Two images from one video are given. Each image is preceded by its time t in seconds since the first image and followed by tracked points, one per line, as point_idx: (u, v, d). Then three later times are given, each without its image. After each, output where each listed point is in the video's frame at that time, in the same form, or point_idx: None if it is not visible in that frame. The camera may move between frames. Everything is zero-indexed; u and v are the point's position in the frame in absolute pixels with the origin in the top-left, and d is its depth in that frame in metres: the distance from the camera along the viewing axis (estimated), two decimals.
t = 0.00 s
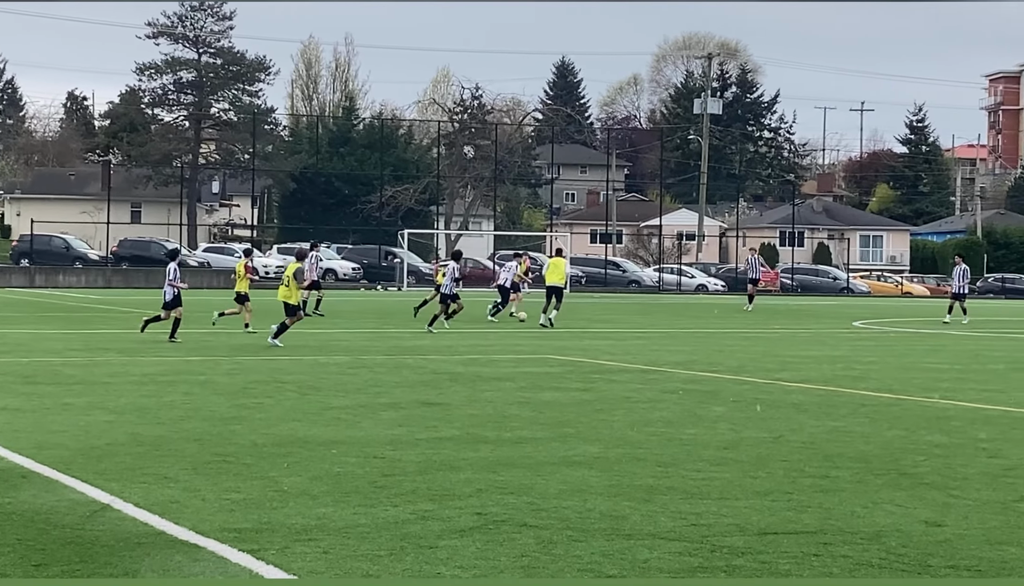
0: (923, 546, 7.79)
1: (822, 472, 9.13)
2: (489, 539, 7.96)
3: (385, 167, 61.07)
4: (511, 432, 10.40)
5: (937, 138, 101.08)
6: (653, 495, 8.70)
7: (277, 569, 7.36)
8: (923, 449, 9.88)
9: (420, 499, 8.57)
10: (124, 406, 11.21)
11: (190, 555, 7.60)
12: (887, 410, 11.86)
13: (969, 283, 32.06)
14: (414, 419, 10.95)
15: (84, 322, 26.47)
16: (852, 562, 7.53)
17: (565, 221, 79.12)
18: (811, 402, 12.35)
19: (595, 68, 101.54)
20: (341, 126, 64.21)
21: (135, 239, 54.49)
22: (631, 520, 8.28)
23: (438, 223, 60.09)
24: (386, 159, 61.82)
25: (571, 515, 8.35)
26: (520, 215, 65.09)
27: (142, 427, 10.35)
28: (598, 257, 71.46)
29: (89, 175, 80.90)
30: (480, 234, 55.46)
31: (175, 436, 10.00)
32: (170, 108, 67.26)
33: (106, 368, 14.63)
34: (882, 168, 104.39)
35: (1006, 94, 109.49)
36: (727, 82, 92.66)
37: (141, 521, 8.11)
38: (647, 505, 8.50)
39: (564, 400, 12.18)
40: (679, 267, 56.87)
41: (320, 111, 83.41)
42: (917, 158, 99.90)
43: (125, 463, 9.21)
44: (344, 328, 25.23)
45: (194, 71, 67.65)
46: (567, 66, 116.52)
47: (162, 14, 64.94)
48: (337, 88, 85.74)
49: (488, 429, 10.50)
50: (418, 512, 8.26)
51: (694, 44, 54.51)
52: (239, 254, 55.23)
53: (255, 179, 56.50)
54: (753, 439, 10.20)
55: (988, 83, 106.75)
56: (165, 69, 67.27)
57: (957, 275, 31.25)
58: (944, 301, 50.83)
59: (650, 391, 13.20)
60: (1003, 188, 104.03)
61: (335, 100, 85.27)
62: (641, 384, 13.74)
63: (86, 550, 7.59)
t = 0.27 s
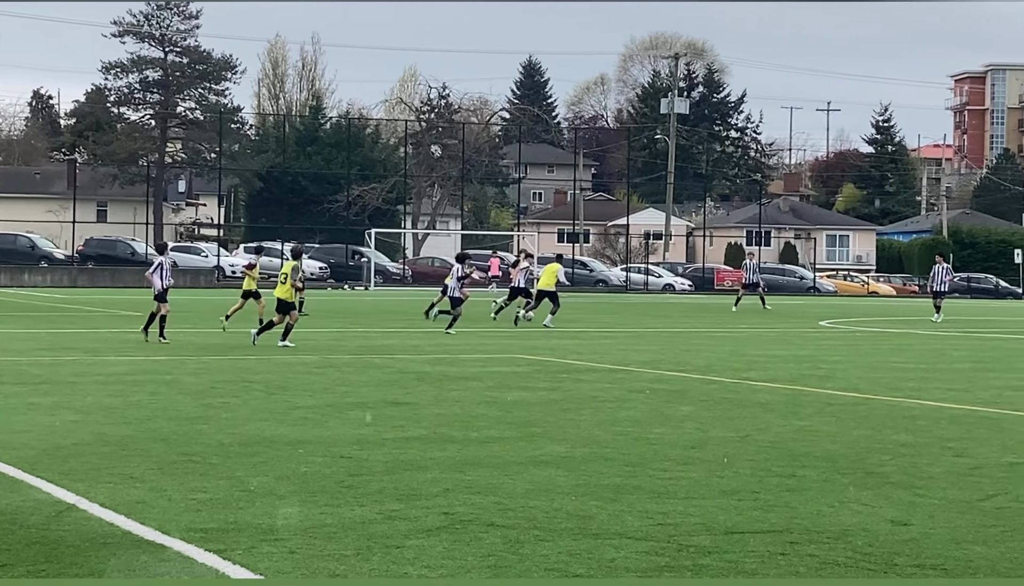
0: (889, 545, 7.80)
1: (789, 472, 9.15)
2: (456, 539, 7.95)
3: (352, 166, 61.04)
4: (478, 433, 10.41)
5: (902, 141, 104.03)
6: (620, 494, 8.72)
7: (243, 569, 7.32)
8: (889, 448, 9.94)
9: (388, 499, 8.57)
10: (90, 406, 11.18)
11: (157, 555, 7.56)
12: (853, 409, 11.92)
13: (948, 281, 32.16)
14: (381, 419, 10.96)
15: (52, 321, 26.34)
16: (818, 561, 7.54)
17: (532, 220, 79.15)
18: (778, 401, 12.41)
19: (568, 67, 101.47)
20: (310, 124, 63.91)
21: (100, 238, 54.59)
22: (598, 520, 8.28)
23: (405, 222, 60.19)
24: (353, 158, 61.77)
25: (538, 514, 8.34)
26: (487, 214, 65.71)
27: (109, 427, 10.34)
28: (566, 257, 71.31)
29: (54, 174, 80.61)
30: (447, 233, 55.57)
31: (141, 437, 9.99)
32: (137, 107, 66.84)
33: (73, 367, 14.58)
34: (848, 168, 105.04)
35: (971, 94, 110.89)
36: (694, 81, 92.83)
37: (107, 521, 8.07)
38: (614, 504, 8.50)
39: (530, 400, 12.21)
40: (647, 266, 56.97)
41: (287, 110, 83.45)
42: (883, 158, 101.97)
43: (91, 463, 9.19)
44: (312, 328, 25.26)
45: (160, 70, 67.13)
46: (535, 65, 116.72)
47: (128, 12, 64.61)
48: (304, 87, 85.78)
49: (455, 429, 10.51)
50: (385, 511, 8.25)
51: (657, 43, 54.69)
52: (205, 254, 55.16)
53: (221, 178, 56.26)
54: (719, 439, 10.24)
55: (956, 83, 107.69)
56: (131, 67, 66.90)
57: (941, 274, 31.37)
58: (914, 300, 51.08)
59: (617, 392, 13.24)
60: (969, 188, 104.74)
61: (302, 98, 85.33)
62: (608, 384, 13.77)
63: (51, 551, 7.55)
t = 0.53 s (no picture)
0: (847, 544, 7.82)
1: (747, 471, 9.18)
2: (415, 539, 7.93)
3: (311, 165, 60.95)
4: (437, 433, 10.43)
5: (860, 139, 103.74)
6: (579, 493, 8.73)
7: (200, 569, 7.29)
8: (848, 448, 10.00)
9: (346, 499, 8.55)
10: (48, 406, 11.15)
11: (115, 555, 7.53)
12: (812, 408, 12.00)
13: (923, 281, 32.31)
14: (340, 419, 10.97)
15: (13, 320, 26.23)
16: (776, 560, 7.54)
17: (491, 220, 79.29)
18: (738, 400, 12.48)
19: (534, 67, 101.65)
20: (268, 124, 63.88)
21: (59, 238, 54.31)
22: (557, 519, 8.28)
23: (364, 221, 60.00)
24: (312, 158, 61.68)
25: (497, 513, 8.34)
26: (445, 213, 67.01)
27: (67, 428, 10.32)
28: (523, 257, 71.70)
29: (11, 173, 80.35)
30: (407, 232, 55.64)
31: (99, 437, 9.98)
32: (94, 106, 67.27)
33: (32, 367, 14.54)
34: (806, 168, 105.77)
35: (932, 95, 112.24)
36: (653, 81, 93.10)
37: (65, 522, 8.03)
38: (574, 504, 8.51)
39: (490, 399, 12.25)
40: (606, 266, 57.17)
41: (246, 109, 83.53)
42: (840, 159, 102.32)
43: (48, 463, 9.16)
44: (276, 328, 25.31)
45: (118, 68, 67.72)
46: (493, 64, 117.18)
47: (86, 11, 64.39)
48: (263, 86, 85.88)
49: (414, 429, 10.52)
50: (344, 511, 8.24)
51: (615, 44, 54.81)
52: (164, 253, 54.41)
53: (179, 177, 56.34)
54: (677, 438, 10.28)
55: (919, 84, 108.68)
56: (90, 66, 66.58)
57: (913, 274, 31.48)
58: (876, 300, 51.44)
59: (577, 391, 13.31)
60: (928, 187, 105.70)
61: (261, 97, 85.44)
62: (568, 384, 13.83)
63: (8, 551, 7.51)
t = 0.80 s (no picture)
0: (793, 543, 7.84)
1: (694, 471, 9.21)
2: (362, 540, 7.89)
3: (259, 165, 62.19)
4: (383, 433, 10.46)
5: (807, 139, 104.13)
6: (526, 494, 8.74)
7: (143, 569, 7.23)
8: (794, 448, 10.08)
9: (293, 500, 8.54)
10: None
11: (59, 558, 7.45)
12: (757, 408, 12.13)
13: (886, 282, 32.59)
14: (287, 420, 10.99)
15: None
16: (722, 559, 7.54)
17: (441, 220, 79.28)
18: (685, 401, 12.60)
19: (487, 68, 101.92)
20: (216, 124, 63.31)
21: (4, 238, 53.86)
22: (504, 520, 8.27)
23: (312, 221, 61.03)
24: (261, 157, 62.76)
25: (444, 515, 8.33)
26: (397, 214, 66.39)
27: (11, 430, 10.29)
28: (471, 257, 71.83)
29: None
30: (357, 233, 55.66)
31: (45, 439, 9.94)
32: (40, 105, 66.34)
33: None
34: (753, 169, 106.54)
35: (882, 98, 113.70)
36: (602, 82, 93.33)
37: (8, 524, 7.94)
38: (521, 504, 8.51)
39: (438, 400, 12.31)
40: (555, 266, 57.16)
41: (192, 110, 83.30)
42: (787, 159, 103.08)
43: None
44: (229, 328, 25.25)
45: (65, 68, 66.90)
46: (442, 65, 117.11)
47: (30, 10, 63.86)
48: (210, 86, 85.71)
49: (361, 430, 10.54)
50: (291, 513, 8.21)
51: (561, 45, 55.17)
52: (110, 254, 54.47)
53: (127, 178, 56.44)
54: (624, 438, 10.34)
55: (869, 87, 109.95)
56: (36, 65, 66.18)
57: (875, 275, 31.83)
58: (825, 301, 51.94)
59: (525, 392, 13.39)
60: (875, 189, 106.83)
61: (209, 97, 85.27)
62: (517, 385, 13.91)
63: None
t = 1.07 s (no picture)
0: (730, 542, 7.87)
1: (634, 471, 9.24)
2: (301, 541, 7.84)
3: (199, 165, 63.24)
4: (325, 435, 10.45)
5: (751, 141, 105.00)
6: (466, 495, 8.74)
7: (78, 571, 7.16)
8: (734, 448, 10.15)
9: (232, 501, 8.51)
10: None
11: None
12: (698, 409, 12.23)
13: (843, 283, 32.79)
14: (227, 422, 10.97)
15: None
16: (661, 559, 7.54)
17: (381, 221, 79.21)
18: (628, 401, 12.68)
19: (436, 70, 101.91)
20: (155, 122, 65.35)
21: None
22: (444, 520, 8.27)
23: (251, 221, 61.69)
24: (200, 157, 63.84)
25: (383, 516, 8.31)
26: (337, 214, 66.34)
27: None
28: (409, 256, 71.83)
29: None
30: (296, 233, 55.45)
31: None
32: None
33: None
34: (694, 170, 107.24)
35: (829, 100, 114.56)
36: (544, 83, 93.65)
37: None
38: (460, 505, 8.50)
39: (380, 401, 12.33)
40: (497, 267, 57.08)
41: (130, 109, 82.98)
42: (729, 160, 103.87)
43: None
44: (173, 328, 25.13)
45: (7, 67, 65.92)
46: (384, 65, 117.01)
47: None
48: (149, 85, 85.53)
49: (302, 431, 10.53)
50: (229, 514, 8.17)
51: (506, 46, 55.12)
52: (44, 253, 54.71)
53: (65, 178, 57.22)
54: (564, 438, 10.39)
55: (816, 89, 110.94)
56: None
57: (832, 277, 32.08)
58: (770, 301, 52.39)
59: (468, 392, 13.45)
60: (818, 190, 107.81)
61: (148, 96, 85.11)
62: (460, 385, 13.95)
63: None
